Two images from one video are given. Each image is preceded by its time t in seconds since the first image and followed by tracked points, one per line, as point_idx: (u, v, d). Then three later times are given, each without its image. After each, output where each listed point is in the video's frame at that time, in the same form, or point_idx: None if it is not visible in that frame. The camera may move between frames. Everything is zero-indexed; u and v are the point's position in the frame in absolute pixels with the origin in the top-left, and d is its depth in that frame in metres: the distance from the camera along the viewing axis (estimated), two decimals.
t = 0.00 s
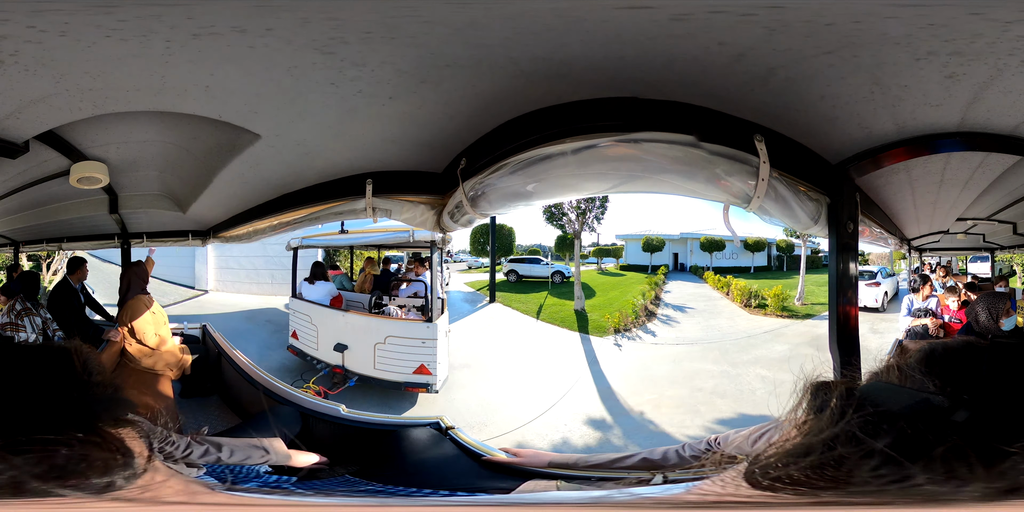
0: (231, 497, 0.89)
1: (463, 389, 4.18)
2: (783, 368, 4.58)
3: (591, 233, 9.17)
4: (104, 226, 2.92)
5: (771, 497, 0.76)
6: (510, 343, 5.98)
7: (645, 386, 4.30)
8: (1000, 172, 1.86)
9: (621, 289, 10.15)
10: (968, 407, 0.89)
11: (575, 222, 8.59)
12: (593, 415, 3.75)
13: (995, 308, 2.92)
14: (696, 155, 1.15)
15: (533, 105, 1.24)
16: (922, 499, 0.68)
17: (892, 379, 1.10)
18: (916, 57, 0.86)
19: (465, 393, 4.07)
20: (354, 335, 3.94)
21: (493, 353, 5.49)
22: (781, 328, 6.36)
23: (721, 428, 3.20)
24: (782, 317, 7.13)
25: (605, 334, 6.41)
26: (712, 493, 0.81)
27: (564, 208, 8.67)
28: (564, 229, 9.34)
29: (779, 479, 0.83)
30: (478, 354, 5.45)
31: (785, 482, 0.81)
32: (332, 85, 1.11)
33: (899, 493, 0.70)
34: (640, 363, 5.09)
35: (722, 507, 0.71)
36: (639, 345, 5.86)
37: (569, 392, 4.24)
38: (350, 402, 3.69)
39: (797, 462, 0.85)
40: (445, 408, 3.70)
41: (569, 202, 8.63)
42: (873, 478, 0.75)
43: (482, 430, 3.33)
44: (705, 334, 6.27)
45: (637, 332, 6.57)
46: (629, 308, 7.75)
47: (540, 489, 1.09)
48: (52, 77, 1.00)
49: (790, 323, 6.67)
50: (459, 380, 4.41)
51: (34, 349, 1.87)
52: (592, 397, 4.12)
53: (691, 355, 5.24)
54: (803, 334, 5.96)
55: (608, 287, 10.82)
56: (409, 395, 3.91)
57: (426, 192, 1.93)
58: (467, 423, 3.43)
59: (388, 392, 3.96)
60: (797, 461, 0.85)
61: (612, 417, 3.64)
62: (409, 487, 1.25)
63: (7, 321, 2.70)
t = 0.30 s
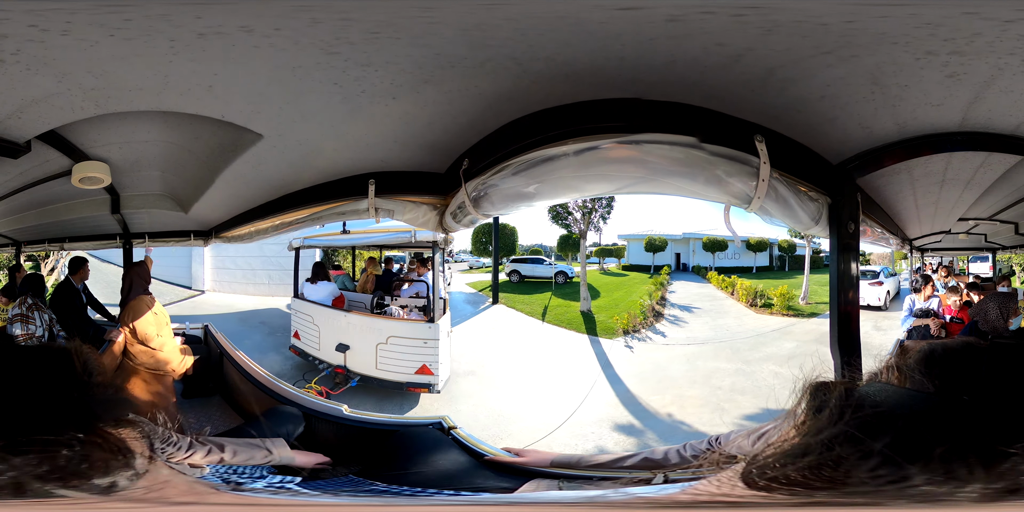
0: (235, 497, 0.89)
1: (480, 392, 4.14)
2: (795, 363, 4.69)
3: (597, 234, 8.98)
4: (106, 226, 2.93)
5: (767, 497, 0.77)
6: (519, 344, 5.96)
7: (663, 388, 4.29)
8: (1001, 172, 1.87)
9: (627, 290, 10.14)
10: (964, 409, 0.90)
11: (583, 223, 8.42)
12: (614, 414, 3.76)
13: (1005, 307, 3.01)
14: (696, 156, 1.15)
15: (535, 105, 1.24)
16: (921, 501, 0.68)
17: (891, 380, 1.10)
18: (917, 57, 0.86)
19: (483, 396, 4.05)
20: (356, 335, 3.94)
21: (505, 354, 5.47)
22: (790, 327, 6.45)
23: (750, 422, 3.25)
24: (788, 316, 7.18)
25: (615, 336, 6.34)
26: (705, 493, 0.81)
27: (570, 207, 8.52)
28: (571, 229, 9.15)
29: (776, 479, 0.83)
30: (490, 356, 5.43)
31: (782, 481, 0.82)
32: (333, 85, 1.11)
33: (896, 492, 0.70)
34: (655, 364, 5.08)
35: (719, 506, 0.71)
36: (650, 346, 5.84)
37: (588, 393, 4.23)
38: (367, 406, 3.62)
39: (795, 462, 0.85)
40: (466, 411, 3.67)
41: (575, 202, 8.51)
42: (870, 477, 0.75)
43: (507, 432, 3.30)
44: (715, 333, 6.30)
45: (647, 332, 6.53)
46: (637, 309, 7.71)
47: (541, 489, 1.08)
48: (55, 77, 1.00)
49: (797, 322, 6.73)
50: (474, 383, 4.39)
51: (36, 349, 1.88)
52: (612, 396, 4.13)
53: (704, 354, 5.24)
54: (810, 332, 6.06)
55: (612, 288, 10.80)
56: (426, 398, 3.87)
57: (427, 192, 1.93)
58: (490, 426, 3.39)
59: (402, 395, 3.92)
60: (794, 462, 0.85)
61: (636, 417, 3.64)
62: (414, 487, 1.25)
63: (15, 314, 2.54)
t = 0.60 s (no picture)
0: (233, 496, 0.89)
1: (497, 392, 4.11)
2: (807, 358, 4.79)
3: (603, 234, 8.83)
4: (107, 226, 2.93)
5: (772, 496, 0.77)
6: (528, 344, 5.93)
7: (680, 388, 4.28)
8: (1003, 172, 1.86)
9: (631, 290, 10.11)
10: (964, 409, 0.91)
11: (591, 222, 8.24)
12: (636, 413, 3.77)
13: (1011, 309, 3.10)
14: (698, 156, 1.15)
15: (537, 105, 1.24)
16: (923, 498, 0.68)
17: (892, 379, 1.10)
18: (919, 58, 0.86)
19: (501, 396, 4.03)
20: (358, 335, 3.94)
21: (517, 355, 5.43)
22: (796, 325, 6.54)
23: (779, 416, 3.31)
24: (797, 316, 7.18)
25: (627, 337, 6.28)
26: (713, 494, 0.81)
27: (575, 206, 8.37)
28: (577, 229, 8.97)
29: (780, 479, 0.83)
30: (502, 356, 5.39)
31: (787, 482, 0.81)
32: (335, 85, 1.11)
33: (900, 489, 0.70)
34: (669, 365, 5.06)
35: (723, 507, 0.72)
36: (661, 347, 5.81)
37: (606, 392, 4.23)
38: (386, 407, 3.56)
39: (800, 463, 0.85)
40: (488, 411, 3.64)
41: (581, 200, 8.36)
42: (874, 476, 0.75)
43: (534, 432, 3.28)
44: (724, 333, 6.31)
45: (656, 333, 6.49)
46: (644, 309, 7.67)
47: (544, 489, 1.08)
48: (57, 78, 1.00)
49: (803, 321, 6.74)
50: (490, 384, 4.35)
51: (37, 349, 1.88)
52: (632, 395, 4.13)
53: (716, 354, 5.24)
54: (818, 329, 6.15)
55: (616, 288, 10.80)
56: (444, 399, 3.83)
57: (429, 192, 1.94)
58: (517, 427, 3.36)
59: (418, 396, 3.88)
60: (798, 462, 0.85)
61: (661, 417, 3.64)
62: (416, 487, 1.25)
63: (26, 308, 2.68)
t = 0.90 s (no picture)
0: (238, 496, 0.89)
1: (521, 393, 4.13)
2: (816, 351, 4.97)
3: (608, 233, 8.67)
4: (108, 226, 2.93)
5: (769, 498, 0.77)
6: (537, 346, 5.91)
7: (700, 388, 4.34)
8: (1003, 172, 1.87)
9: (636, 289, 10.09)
10: (962, 409, 0.92)
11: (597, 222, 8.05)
12: (659, 413, 3.83)
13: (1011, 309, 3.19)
14: (697, 157, 1.16)
15: (538, 106, 1.24)
16: (919, 499, 0.68)
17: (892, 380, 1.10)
18: (918, 58, 0.87)
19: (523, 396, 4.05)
20: (359, 334, 3.94)
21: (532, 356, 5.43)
22: (803, 322, 6.63)
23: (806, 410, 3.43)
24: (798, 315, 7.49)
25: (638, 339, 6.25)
26: (707, 494, 0.81)
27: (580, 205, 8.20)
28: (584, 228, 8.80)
29: (778, 480, 0.83)
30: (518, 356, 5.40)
31: (785, 482, 0.82)
32: (335, 85, 1.11)
33: (898, 491, 0.70)
34: (684, 367, 5.10)
35: (719, 507, 0.72)
36: (673, 348, 5.84)
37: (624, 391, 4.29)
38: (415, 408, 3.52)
39: (798, 463, 0.85)
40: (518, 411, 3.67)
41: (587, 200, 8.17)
42: (873, 477, 0.75)
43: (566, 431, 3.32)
44: (733, 332, 6.37)
45: (666, 334, 6.52)
46: (651, 310, 7.63)
47: (545, 489, 1.09)
48: (58, 78, 1.01)
49: (807, 319, 6.77)
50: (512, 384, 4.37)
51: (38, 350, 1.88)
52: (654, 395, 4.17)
53: (729, 354, 5.29)
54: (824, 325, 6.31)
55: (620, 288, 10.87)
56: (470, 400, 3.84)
57: (430, 192, 1.94)
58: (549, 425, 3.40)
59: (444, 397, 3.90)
60: (796, 463, 0.86)
61: (690, 416, 3.69)
62: (419, 487, 1.25)
63: (28, 308, 2.68)
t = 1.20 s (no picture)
0: (239, 496, 0.89)
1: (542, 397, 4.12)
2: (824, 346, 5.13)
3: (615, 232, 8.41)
4: (108, 226, 2.93)
5: (767, 497, 0.76)
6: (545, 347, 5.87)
7: (721, 388, 4.37)
8: (1004, 173, 1.86)
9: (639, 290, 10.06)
10: (963, 408, 0.92)
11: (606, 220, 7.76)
12: (685, 412, 3.85)
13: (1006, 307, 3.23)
14: (697, 157, 1.16)
15: (538, 106, 1.24)
16: (920, 498, 0.68)
17: (892, 381, 1.10)
18: (919, 58, 0.86)
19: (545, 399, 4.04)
20: (359, 335, 3.94)
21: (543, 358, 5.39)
22: (807, 321, 6.76)
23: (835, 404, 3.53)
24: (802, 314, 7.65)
25: (648, 340, 6.20)
26: (705, 494, 0.81)
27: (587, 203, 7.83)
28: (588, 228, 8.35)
29: (778, 479, 0.83)
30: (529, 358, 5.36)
31: (783, 482, 0.82)
32: (335, 85, 1.11)
33: (902, 492, 0.70)
34: (700, 366, 5.14)
35: (717, 506, 0.72)
36: (686, 348, 5.83)
37: (646, 391, 4.30)
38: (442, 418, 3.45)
39: (797, 463, 0.85)
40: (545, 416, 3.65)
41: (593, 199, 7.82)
42: (873, 476, 0.75)
43: (598, 435, 3.31)
44: (741, 331, 6.42)
45: (676, 334, 6.53)
46: (658, 310, 7.58)
47: (546, 489, 1.09)
48: (59, 78, 1.01)
49: (810, 319, 6.79)
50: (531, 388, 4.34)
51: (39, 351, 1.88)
52: (680, 397, 4.17)
53: (742, 354, 5.32)
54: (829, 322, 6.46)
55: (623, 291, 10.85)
56: (495, 407, 3.79)
57: (430, 192, 1.94)
58: (579, 429, 3.40)
59: (467, 404, 3.85)
60: (796, 463, 0.85)
61: (722, 415, 3.72)
62: (418, 487, 1.25)
63: (27, 309, 2.61)
